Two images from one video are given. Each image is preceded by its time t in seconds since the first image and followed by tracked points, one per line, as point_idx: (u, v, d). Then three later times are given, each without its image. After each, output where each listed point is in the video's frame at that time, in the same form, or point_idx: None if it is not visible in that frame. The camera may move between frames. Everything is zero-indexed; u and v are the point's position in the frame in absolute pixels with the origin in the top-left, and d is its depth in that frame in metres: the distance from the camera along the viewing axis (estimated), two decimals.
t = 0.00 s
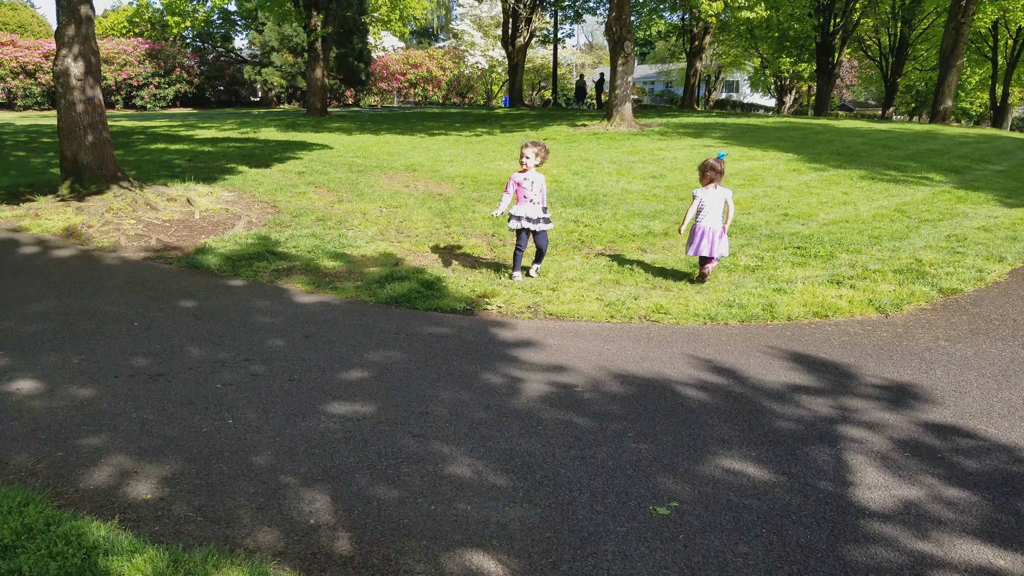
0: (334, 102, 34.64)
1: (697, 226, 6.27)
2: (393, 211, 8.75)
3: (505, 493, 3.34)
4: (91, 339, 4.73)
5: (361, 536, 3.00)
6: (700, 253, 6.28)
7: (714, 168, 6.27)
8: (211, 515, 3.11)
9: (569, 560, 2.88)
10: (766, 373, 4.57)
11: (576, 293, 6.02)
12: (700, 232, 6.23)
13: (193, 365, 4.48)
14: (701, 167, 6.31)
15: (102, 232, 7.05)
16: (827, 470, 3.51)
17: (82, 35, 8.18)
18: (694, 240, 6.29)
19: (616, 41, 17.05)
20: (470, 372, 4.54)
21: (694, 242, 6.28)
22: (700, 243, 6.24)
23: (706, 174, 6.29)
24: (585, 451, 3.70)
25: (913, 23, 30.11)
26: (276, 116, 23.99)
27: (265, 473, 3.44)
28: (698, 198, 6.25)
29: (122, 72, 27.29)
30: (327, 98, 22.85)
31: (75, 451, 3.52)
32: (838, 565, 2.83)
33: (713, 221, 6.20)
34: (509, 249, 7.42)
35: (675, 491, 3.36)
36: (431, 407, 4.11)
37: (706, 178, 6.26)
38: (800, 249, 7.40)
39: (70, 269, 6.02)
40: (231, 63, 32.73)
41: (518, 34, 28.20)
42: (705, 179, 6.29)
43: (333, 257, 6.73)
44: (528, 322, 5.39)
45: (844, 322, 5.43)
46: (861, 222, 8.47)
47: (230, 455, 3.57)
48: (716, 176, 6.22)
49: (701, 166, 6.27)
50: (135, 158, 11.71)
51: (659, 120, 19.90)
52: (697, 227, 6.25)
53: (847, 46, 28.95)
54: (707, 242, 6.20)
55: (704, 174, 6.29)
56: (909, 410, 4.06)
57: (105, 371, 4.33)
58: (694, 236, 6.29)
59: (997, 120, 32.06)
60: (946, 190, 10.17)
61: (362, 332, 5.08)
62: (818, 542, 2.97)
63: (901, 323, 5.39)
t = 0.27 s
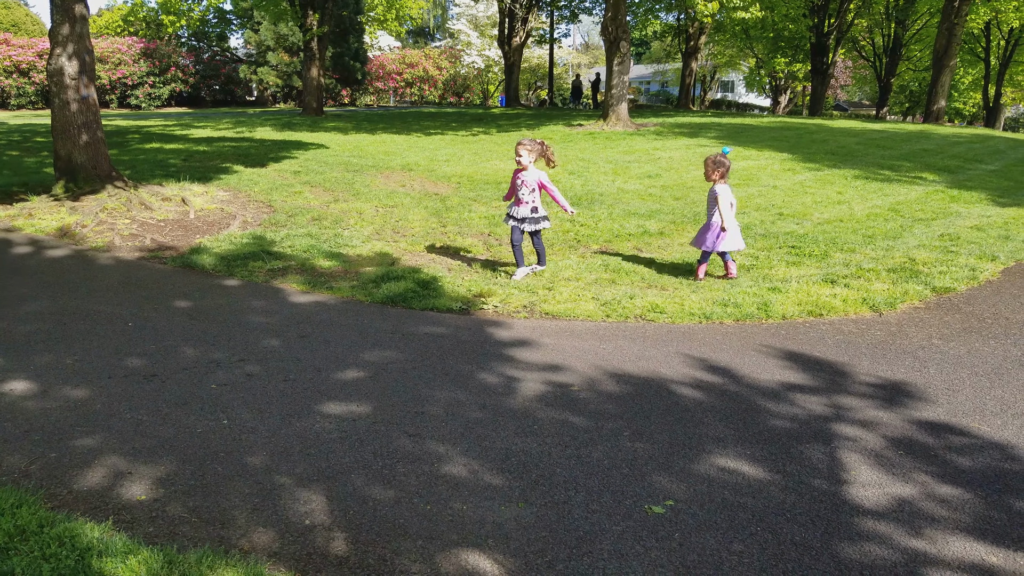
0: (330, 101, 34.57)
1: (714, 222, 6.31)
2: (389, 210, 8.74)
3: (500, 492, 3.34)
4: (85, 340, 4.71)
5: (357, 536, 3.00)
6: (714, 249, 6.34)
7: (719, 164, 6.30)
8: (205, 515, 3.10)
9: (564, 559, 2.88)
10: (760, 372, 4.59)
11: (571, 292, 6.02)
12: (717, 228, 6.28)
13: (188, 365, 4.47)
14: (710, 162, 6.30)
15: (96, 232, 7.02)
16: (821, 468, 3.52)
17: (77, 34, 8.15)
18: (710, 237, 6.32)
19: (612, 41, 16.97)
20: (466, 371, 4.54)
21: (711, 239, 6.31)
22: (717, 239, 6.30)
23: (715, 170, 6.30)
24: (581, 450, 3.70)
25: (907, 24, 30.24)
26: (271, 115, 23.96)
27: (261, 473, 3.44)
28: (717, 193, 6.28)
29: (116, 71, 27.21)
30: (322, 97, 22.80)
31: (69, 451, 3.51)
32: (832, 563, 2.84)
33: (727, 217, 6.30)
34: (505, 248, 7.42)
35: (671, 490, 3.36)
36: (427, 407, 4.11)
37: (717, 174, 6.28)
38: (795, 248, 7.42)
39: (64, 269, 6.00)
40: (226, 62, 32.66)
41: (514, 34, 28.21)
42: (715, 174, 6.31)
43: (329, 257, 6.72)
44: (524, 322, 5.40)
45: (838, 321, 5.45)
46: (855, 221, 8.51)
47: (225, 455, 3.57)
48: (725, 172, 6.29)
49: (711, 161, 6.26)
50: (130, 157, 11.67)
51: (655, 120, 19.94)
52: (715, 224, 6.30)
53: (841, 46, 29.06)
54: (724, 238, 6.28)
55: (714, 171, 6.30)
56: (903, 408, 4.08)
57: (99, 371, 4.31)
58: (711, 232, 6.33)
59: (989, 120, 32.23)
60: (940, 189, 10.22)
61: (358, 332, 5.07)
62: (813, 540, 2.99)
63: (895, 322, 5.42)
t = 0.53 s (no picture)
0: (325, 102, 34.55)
1: (728, 218, 6.27)
2: (383, 211, 8.74)
3: (495, 492, 3.34)
4: (80, 341, 4.71)
5: (352, 537, 3.00)
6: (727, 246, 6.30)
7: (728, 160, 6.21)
8: (201, 516, 3.10)
9: (559, 558, 2.89)
10: (756, 371, 4.60)
11: (566, 292, 6.03)
12: (733, 225, 6.26)
13: (183, 366, 4.47)
14: (721, 158, 6.18)
15: (91, 233, 7.01)
16: (816, 467, 3.53)
17: (70, 35, 8.14)
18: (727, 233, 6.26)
19: (606, 41, 17.12)
20: (461, 372, 4.54)
21: (727, 235, 6.25)
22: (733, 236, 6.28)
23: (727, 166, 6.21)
24: (576, 450, 3.71)
25: (901, 23, 30.32)
26: (266, 116, 23.93)
27: (256, 474, 3.44)
28: (733, 190, 6.21)
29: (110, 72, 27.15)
30: (317, 98, 22.78)
31: (63, 453, 3.50)
32: (827, 562, 2.85)
33: (737, 213, 6.31)
34: (500, 249, 7.42)
35: (666, 490, 3.37)
36: (422, 407, 4.11)
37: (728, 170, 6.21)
38: (789, 247, 7.43)
39: (58, 270, 5.99)
40: (220, 62, 32.61)
41: (508, 34, 28.23)
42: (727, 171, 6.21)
43: (323, 257, 6.71)
44: (519, 322, 5.40)
45: (833, 320, 5.46)
46: (849, 220, 8.52)
47: (220, 456, 3.57)
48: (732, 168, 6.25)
49: (723, 157, 6.15)
50: (124, 159, 11.65)
51: (650, 119, 19.94)
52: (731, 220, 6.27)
53: (836, 46, 29.11)
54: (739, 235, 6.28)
55: (725, 167, 6.21)
56: (898, 407, 4.09)
57: (94, 372, 4.31)
58: (727, 229, 6.27)
59: (984, 119, 32.31)
60: (934, 188, 10.24)
61: (353, 332, 5.07)
62: (808, 539, 2.99)
63: (889, 321, 5.43)
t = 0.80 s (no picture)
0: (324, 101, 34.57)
1: (738, 218, 6.26)
2: (382, 210, 8.74)
3: (494, 492, 3.34)
4: (79, 339, 4.71)
5: (351, 535, 3.00)
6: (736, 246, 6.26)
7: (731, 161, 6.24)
8: (200, 514, 3.10)
9: (558, 558, 2.88)
10: (755, 372, 4.59)
11: (565, 292, 6.02)
12: (742, 225, 6.25)
13: (182, 364, 4.47)
14: (727, 158, 6.18)
15: (91, 231, 7.01)
16: (815, 468, 3.52)
17: (70, 34, 8.15)
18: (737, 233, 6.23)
19: (605, 40, 17.14)
20: (460, 371, 4.54)
21: (738, 235, 6.21)
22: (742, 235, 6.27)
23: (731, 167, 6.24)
24: (575, 450, 3.71)
25: (901, 23, 30.31)
26: (266, 115, 23.96)
27: (255, 472, 3.44)
28: (741, 189, 6.24)
29: (110, 70, 27.19)
30: (316, 97, 22.79)
31: (62, 450, 3.50)
32: (826, 562, 2.85)
33: (742, 214, 6.33)
34: (499, 248, 7.42)
35: (665, 490, 3.37)
36: (420, 406, 4.11)
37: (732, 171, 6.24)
38: (789, 248, 7.42)
39: (58, 268, 5.99)
40: (220, 61, 32.63)
41: (507, 33, 28.23)
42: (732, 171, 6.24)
43: (322, 256, 6.71)
44: (518, 321, 5.40)
45: (832, 321, 5.45)
46: (849, 221, 8.51)
47: (219, 454, 3.57)
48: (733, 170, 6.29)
49: (728, 158, 6.17)
50: (123, 157, 11.65)
51: (649, 120, 19.94)
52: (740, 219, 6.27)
53: (836, 46, 29.10)
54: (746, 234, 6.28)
55: (731, 167, 6.23)
56: (897, 408, 4.09)
57: (93, 370, 4.31)
58: (737, 229, 6.23)
59: (984, 119, 32.28)
60: (934, 189, 10.24)
61: (352, 331, 5.07)
62: (807, 539, 2.99)
63: (889, 322, 5.42)
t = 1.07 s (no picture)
0: (327, 100, 34.65)
1: (739, 225, 6.19)
2: (386, 209, 8.75)
3: (497, 491, 3.34)
4: (84, 337, 4.72)
5: (354, 533, 3.00)
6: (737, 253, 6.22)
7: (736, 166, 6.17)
8: (203, 512, 3.10)
9: (561, 558, 2.88)
10: (758, 372, 4.58)
11: (568, 291, 6.02)
12: (744, 232, 6.18)
13: (186, 362, 4.48)
14: (732, 163, 6.12)
15: (95, 229, 7.03)
16: (819, 468, 3.51)
17: (75, 33, 8.17)
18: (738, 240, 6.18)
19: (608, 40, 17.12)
20: (463, 370, 4.54)
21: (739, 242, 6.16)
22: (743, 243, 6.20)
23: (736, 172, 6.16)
24: (577, 449, 3.70)
25: (906, 23, 30.23)
26: (269, 114, 24.05)
27: (258, 471, 3.44)
28: (743, 196, 6.13)
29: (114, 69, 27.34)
30: (320, 96, 22.84)
31: (67, 448, 3.51)
32: (829, 563, 2.84)
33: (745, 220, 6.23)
34: (502, 247, 7.42)
35: (668, 489, 3.36)
36: (423, 404, 4.11)
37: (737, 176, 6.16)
38: (792, 248, 7.41)
39: (62, 267, 6.01)
40: (224, 60, 32.74)
41: (511, 32, 28.26)
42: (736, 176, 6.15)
43: (326, 255, 6.73)
44: (521, 320, 5.40)
45: (836, 320, 5.44)
46: (852, 220, 8.50)
47: (223, 452, 3.57)
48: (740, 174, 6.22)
49: (734, 162, 6.11)
50: (128, 156, 11.69)
51: (652, 119, 19.93)
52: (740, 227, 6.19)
53: (840, 46, 29.04)
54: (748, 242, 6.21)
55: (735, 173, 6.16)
56: (901, 409, 4.08)
57: (98, 368, 4.32)
58: (738, 236, 6.19)
59: (988, 119, 32.18)
60: (938, 189, 10.21)
61: (355, 330, 5.07)
62: (810, 540, 2.98)
63: (893, 322, 5.41)
